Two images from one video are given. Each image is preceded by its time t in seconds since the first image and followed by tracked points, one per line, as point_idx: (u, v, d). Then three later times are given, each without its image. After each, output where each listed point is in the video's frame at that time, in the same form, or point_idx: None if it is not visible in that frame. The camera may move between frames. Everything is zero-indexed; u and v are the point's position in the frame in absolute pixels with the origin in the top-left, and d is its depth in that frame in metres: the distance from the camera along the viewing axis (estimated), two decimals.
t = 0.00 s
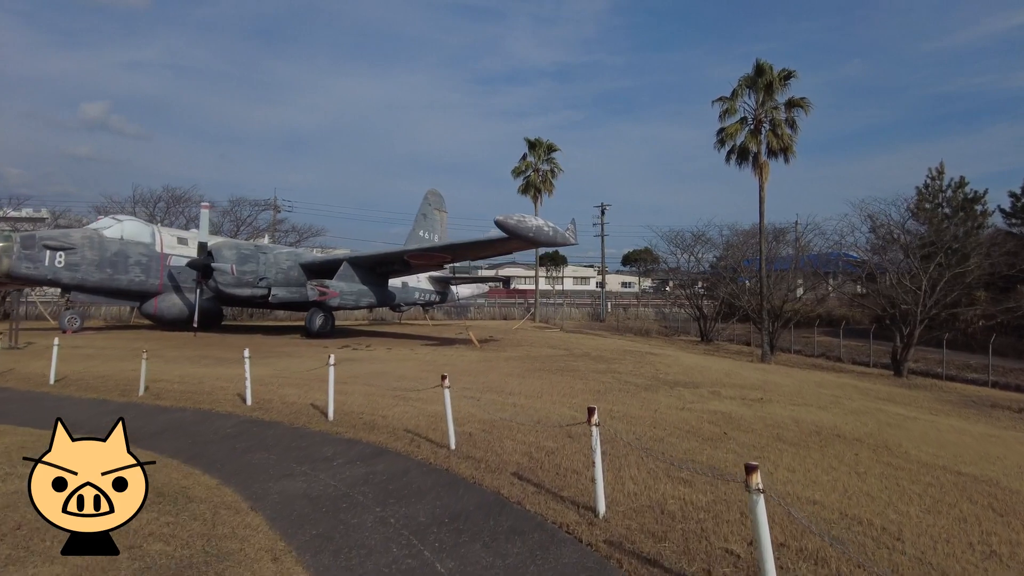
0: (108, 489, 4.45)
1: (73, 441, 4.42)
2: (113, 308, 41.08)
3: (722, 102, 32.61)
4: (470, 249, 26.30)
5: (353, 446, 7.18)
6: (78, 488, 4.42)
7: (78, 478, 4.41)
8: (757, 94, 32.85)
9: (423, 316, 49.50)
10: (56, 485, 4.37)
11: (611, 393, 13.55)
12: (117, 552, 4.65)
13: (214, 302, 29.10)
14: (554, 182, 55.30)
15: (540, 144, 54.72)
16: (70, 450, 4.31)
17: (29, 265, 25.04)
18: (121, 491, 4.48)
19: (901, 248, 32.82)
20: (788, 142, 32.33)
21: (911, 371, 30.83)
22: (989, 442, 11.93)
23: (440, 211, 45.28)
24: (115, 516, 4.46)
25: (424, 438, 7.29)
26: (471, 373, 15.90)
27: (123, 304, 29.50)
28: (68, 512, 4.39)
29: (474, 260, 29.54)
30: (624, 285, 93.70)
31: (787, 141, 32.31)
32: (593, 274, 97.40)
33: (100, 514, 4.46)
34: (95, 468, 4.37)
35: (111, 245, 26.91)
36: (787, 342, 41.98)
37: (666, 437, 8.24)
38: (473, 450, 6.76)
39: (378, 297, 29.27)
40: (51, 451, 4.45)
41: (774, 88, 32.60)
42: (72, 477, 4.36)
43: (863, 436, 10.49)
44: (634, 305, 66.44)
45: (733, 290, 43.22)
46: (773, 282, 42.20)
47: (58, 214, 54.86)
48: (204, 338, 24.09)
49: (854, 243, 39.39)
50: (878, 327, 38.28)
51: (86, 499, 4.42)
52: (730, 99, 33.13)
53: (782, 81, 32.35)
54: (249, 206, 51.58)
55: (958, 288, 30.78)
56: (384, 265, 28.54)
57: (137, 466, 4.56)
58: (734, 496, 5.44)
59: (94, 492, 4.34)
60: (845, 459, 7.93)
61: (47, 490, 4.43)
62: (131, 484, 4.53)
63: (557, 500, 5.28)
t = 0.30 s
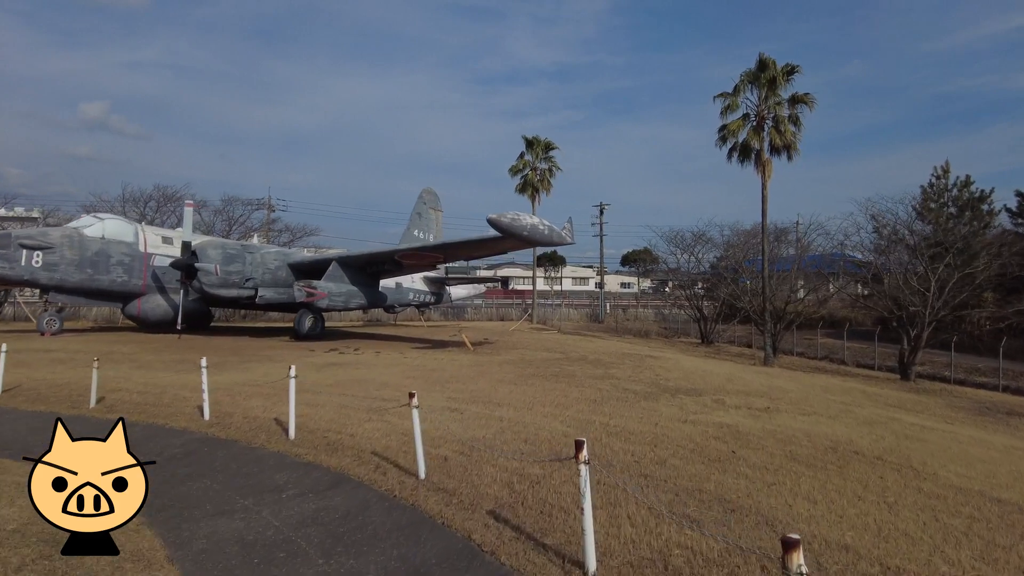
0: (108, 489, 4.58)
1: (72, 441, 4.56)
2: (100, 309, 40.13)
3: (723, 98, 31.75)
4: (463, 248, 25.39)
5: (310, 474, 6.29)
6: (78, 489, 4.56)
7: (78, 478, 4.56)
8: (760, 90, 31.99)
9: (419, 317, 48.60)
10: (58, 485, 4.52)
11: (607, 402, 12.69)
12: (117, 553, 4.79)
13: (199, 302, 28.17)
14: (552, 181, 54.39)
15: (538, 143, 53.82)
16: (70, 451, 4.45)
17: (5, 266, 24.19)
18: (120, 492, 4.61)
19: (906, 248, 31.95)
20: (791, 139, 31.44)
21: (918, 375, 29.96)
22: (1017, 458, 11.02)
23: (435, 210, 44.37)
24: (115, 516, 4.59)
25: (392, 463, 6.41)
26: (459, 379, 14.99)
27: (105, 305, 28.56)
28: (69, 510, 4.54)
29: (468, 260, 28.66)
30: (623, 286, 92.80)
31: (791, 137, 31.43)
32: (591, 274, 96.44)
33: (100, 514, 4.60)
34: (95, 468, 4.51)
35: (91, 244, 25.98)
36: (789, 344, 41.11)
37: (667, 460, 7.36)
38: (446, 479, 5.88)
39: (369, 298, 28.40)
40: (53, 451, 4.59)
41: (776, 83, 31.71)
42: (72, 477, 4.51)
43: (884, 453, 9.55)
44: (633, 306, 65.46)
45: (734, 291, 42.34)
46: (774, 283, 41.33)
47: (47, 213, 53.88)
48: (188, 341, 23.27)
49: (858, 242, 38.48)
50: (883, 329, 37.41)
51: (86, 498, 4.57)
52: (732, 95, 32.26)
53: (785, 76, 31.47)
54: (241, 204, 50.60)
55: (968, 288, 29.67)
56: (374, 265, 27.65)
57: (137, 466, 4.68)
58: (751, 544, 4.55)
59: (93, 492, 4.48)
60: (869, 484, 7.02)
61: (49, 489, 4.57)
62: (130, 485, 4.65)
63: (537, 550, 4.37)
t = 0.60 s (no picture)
0: (109, 489, 4.55)
1: (72, 442, 4.50)
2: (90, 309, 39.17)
3: (731, 94, 30.78)
4: (461, 248, 24.43)
5: (273, 513, 5.34)
6: (77, 489, 4.51)
7: (78, 478, 4.51)
8: (769, 86, 31.00)
9: (417, 319, 47.63)
10: (57, 486, 4.47)
11: (613, 415, 11.74)
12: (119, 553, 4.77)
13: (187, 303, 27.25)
14: (553, 180, 53.42)
15: (539, 142, 52.85)
16: (70, 451, 4.40)
17: None
18: (121, 492, 4.59)
19: (918, 249, 30.98)
20: (801, 137, 30.46)
21: (932, 381, 29.00)
22: None
23: (434, 209, 43.41)
24: (116, 516, 4.57)
25: (370, 501, 5.47)
26: (455, 388, 14.03)
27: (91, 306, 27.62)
28: (68, 511, 4.48)
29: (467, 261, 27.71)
30: (625, 287, 91.78)
31: (801, 135, 30.45)
32: (593, 275, 95.43)
33: (100, 514, 4.55)
34: (96, 468, 4.47)
35: (75, 243, 25.03)
36: (797, 347, 40.12)
37: (691, 493, 6.40)
38: (432, 524, 4.92)
39: (364, 299, 27.43)
40: (52, 451, 4.53)
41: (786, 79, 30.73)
42: (72, 477, 4.46)
43: (925, 477, 8.58)
44: (635, 308, 64.41)
45: (739, 293, 41.37)
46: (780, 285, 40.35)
47: (40, 211, 52.92)
48: (174, 345, 22.39)
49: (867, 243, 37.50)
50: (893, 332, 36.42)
51: (85, 499, 4.52)
52: (740, 92, 31.29)
53: (795, 72, 30.49)
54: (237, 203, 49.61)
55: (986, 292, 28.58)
56: (370, 266, 26.71)
57: (137, 466, 4.66)
58: None
59: (94, 492, 4.44)
60: (929, 523, 6.03)
61: (48, 490, 4.52)
62: (132, 486, 4.64)
63: None
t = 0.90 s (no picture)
0: (109, 490, 4.51)
1: (72, 441, 4.47)
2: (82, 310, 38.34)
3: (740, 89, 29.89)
4: (462, 247, 23.59)
5: (240, 562, 4.45)
6: (77, 489, 4.46)
7: (78, 478, 4.46)
8: (779, 81, 30.11)
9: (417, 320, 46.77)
10: (56, 486, 4.41)
11: (626, 425, 10.89)
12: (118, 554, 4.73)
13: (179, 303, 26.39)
14: (556, 179, 52.56)
15: (542, 139, 51.96)
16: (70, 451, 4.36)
17: None
18: (121, 492, 4.54)
19: (933, 249, 30.05)
20: (813, 133, 29.54)
21: (949, 385, 28.07)
22: None
23: (434, 207, 42.56)
24: (116, 516, 4.51)
25: (355, 545, 4.63)
26: (456, 395, 13.19)
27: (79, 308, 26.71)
28: (68, 512, 4.42)
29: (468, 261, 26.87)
30: (627, 287, 90.88)
31: (812, 131, 29.53)
32: (594, 275, 94.56)
33: (101, 515, 4.50)
34: (95, 468, 4.44)
35: (62, 241, 24.15)
36: (805, 349, 39.20)
37: (730, 530, 5.51)
38: None
39: (362, 300, 26.57)
40: (51, 451, 4.49)
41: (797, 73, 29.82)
42: (72, 477, 4.41)
43: (980, 500, 7.70)
44: (638, 308, 63.47)
45: (746, 294, 40.46)
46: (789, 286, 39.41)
47: (35, 210, 52.12)
48: (165, 347, 21.62)
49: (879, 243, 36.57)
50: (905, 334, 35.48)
51: (86, 499, 4.46)
52: (749, 87, 30.39)
53: (806, 66, 29.59)
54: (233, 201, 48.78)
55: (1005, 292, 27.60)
56: (368, 265, 25.88)
57: (138, 466, 4.63)
58: None
59: (94, 492, 4.40)
60: (1011, 568, 5.14)
61: (46, 490, 4.46)
62: (132, 486, 4.60)
63: None
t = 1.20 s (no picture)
0: (109, 490, 4.28)
1: (72, 440, 4.22)
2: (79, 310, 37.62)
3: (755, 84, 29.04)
4: (469, 246, 22.76)
5: None
6: (77, 489, 4.21)
7: (77, 478, 4.21)
8: (795, 75, 29.24)
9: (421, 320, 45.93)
10: (55, 486, 4.17)
11: (650, 435, 10.05)
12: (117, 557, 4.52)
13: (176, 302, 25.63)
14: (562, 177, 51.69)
15: (549, 137, 51.09)
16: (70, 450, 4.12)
17: None
18: (121, 492, 4.30)
19: (955, 249, 29.08)
20: (830, 129, 28.67)
21: (971, 390, 27.12)
22: None
23: (438, 206, 41.70)
24: (116, 517, 4.28)
25: None
26: (465, 402, 12.37)
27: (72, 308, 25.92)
28: (67, 512, 4.19)
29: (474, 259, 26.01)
30: (633, 288, 89.88)
31: (829, 127, 28.66)
32: (599, 276, 93.60)
33: (100, 516, 4.26)
34: (95, 468, 4.21)
35: (55, 239, 23.38)
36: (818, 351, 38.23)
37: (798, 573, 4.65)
38: None
39: (364, 300, 25.72)
40: (49, 450, 4.25)
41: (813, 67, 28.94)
42: (71, 477, 4.17)
43: None
44: (644, 309, 62.55)
45: (758, 295, 39.49)
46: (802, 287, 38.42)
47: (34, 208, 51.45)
48: (161, 347, 20.95)
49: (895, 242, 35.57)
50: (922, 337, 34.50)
51: (85, 499, 4.22)
52: (763, 82, 29.53)
53: (823, 60, 28.71)
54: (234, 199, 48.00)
55: None
56: (370, 264, 25.05)
57: (138, 465, 4.38)
58: None
59: (94, 492, 4.17)
60: None
61: (44, 490, 4.22)
62: (133, 485, 4.37)
63: None
